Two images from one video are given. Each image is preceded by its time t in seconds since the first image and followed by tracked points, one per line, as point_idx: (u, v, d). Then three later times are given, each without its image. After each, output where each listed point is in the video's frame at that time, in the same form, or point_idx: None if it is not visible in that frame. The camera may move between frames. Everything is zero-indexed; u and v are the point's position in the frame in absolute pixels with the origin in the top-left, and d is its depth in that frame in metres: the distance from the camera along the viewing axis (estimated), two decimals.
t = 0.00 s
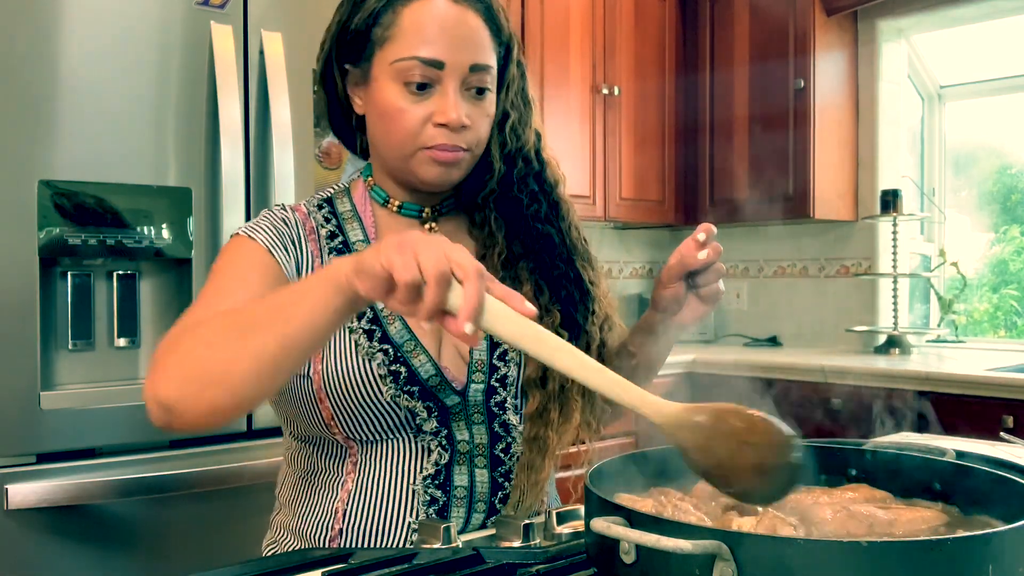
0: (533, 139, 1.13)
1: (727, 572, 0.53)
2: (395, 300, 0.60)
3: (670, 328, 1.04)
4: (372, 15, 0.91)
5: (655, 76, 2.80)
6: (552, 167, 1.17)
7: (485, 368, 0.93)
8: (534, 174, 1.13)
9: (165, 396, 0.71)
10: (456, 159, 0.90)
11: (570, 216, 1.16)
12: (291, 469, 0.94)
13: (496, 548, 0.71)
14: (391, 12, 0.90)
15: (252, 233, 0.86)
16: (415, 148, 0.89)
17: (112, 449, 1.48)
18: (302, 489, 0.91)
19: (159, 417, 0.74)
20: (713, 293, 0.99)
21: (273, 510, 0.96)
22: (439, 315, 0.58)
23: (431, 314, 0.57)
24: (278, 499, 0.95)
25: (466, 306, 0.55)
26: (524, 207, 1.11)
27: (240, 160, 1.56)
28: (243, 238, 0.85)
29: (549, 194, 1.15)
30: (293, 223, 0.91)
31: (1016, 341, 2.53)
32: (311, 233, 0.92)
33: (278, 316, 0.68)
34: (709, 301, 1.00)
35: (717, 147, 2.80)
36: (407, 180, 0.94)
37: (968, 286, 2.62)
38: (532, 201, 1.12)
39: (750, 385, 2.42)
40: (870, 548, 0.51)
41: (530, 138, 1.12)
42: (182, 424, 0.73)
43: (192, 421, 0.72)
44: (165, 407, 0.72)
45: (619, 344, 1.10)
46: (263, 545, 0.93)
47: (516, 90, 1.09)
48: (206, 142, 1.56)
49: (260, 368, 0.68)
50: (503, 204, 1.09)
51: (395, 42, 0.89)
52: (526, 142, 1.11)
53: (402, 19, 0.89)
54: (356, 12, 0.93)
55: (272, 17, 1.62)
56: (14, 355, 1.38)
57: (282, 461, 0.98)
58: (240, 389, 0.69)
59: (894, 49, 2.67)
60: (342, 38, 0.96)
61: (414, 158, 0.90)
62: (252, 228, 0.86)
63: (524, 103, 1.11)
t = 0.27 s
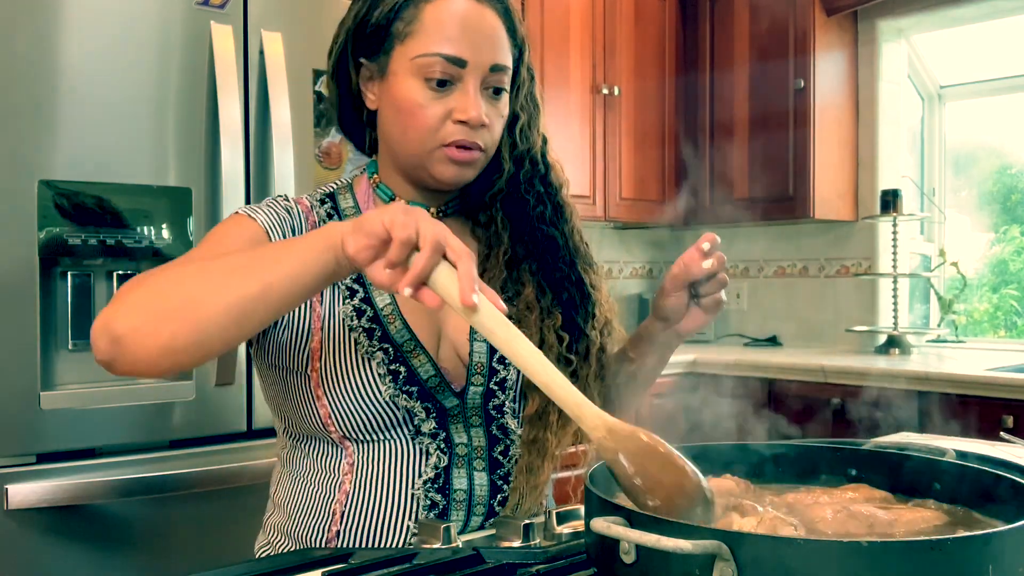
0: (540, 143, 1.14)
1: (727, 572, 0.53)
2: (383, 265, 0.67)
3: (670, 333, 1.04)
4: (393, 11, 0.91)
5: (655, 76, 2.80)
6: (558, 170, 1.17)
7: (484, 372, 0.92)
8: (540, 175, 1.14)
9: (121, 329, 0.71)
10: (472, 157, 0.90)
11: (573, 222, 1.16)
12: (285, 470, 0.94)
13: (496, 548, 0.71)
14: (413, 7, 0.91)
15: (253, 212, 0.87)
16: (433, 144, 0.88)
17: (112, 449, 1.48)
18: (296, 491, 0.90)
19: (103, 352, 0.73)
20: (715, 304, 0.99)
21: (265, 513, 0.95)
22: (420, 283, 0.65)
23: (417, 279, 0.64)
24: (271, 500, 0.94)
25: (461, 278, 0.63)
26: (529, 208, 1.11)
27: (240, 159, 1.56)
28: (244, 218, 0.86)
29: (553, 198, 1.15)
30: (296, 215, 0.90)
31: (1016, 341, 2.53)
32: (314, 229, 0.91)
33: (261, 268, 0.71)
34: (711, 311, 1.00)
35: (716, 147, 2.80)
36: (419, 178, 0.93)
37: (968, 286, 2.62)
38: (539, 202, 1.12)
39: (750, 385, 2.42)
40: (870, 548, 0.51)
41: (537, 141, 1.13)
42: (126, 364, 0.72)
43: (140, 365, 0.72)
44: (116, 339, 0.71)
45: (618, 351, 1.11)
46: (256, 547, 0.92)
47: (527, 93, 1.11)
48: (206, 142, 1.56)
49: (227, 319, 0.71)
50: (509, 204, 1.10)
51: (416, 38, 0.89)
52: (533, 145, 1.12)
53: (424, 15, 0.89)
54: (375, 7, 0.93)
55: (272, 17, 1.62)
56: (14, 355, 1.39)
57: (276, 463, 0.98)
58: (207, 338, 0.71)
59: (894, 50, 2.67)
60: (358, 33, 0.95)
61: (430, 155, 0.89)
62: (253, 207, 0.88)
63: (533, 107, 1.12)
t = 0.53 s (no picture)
0: (546, 145, 1.14)
1: (727, 572, 0.53)
2: (436, 302, 0.62)
3: (672, 333, 1.04)
4: (403, 10, 0.91)
5: (655, 76, 2.80)
6: (563, 172, 1.18)
7: (486, 372, 0.92)
8: (546, 177, 1.14)
9: (162, 343, 0.67)
10: (479, 159, 0.90)
11: (579, 224, 1.16)
12: (285, 468, 0.94)
13: (496, 547, 0.71)
14: (423, 7, 0.90)
15: (264, 213, 0.84)
16: (441, 145, 0.89)
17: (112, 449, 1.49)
18: (295, 488, 0.90)
19: (142, 362, 0.69)
20: (719, 305, 0.99)
21: (264, 510, 0.96)
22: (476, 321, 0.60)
23: (472, 318, 0.59)
24: (270, 495, 0.95)
25: (523, 317, 0.58)
26: (536, 209, 1.12)
27: (240, 159, 1.56)
28: (254, 217, 0.82)
29: (559, 199, 1.16)
30: (305, 210, 0.89)
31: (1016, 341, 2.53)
32: (321, 224, 0.91)
33: (315, 295, 0.66)
34: (716, 312, 1.00)
35: (717, 147, 2.80)
36: (425, 178, 0.94)
37: (968, 286, 2.61)
38: (545, 203, 1.13)
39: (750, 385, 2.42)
40: (870, 549, 0.51)
41: (543, 143, 1.13)
42: (167, 376, 0.68)
43: (181, 379, 0.68)
44: (158, 353, 0.67)
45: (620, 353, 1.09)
46: (254, 544, 0.92)
47: (535, 95, 1.11)
48: (206, 142, 1.56)
49: (273, 344, 0.66)
50: (514, 205, 1.10)
51: (426, 39, 0.89)
52: (539, 146, 1.12)
53: (435, 15, 0.89)
54: (385, 6, 0.93)
55: (272, 17, 1.63)
56: (14, 355, 1.39)
57: (276, 459, 0.98)
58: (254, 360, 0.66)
59: (894, 49, 2.67)
60: (366, 31, 0.95)
61: (438, 155, 0.89)
62: (263, 206, 0.84)
63: (541, 108, 1.12)
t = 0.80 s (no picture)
0: (549, 147, 1.15)
1: (727, 573, 0.53)
2: (459, 312, 0.60)
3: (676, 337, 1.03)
4: (411, 10, 0.92)
5: (655, 76, 2.80)
6: (566, 175, 1.18)
7: (491, 372, 0.93)
8: (549, 179, 1.15)
9: (181, 348, 0.66)
10: (483, 161, 0.90)
11: (582, 224, 1.17)
12: (287, 468, 0.94)
13: (496, 547, 0.71)
14: (430, 8, 0.90)
15: (272, 213, 0.83)
16: (446, 146, 0.89)
17: (112, 449, 1.49)
18: (297, 489, 0.91)
19: (161, 366, 0.69)
20: (721, 305, 0.99)
21: (265, 511, 0.96)
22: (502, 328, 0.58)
23: (498, 326, 0.57)
24: (272, 494, 0.95)
25: (549, 324, 0.56)
26: (540, 211, 1.12)
27: (240, 159, 1.56)
28: (260, 217, 0.82)
29: (563, 201, 1.16)
30: (309, 210, 0.89)
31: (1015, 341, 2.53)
32: (326, 224, 0.91)
33: (336, 302, 0.65)
34: (718, 312, 1.00)
35: (717, 147, 2.80)
36: (428, 178, 0.93)
37: (968, 286, 2.61)
38: (549, 205, 1.13)
39: (750, 385, 2.42)
40: (870, 549, 0.51)
41: (546, 145, 1.13)
42: (186, 379, 0.68)
43: (199, 382, 0.67)
44: (177, 358, 0.67)
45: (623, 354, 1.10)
46: (256, 545, 0.92)
47: (539, 96, 1.11)
48: (206, 142, 1.56)
49: (293, 351, 0.65)
50: (519, 207, 1.11)
51: (432, 39, 0.89)
52: (543, 147, 1.13)
53: (442, 16, 0.89)
54: (392, 6, 0.93)
55: (271, 17, 1.63)
56: (15, 355, 1.39)
57: (279, 460, 0.98)
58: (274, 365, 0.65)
59: (894, 49, 2.67)
60: (373, 31, 0.96)
61: (442, 156, 0.89)
62: (270, 206, 0.84)
63: (545, 110, 1.13)
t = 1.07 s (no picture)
0: (553, 149, 1.14)
1: (727, 573, 0.53)
2: (399, 237, 0.65)
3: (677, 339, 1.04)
4: (417, 10, 0.92)
5: (655, 76, 2.80)
6: (569, 179, 1.18)
7: (489, 372, 0.94)
8: (552, 182, 1.14)
9: (139, 312, 0.69)
10: (487, 163, 0.90)
11: (584, 225, 1.17)
12: (286, 469, 0.94)
13: (496, 547, 0.71)
14: (436, 9, 0.90)
15: (264, 204, 0.85)
16: (450, 147, 0.89)
17: (112, 449, 1.49)
18: (296, 489, 0.90)
19: (118, 333, 0.71)
20: (722, 308, 0.99)
21: (264, 512, 0.95)
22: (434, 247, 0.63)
23: (430, 242, 0.63)
24: (270, 494, 0.94)
25: (473, 243, 0.61)
26: (542, 214, 1.11)
27: (240, 159, 1.56)
28: (255, 209, 0.84)
29: (566, 204, 1.15)
30: (307, 206, 0.90)
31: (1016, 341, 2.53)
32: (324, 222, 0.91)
33: (280, 251, 0.68)
34: (720, 315, 1.00)
35: (716, 147, 2.80)
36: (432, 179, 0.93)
37: (968, 286, 2.61)
38: (551, 207, 1.12)
39: (750, 385, 2.42)
40: (870, 549, 0.51)
41: (550, 148, 1.13)
42: (143, 346, 0.70)
43: (157, 349, 0.70)
44: (136, 322, 0.69)
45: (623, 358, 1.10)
46: (254, 546, 0.92)
47: (544, 99, 1.11)
48: (206, 142, 1.56)
49: (246, 302, 0.68)
50: (520, 209, 1.11)
51: (438, 40, 0.89)
52: (546, 151, 1.12)
53: (448, 17, 0.89)
54: (398, 6, 0.93)
55: (272, 17, 1.63)
56: (14, 355, 1.38)
57: (277, 460, 0.97)
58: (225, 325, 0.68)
59: (894, 49, 2.67)
60: (379, 30, 0.96)
61: (446, 157, 0.89)
62: (263, 199, 0.86)
63: (550, 113, 1.12)
